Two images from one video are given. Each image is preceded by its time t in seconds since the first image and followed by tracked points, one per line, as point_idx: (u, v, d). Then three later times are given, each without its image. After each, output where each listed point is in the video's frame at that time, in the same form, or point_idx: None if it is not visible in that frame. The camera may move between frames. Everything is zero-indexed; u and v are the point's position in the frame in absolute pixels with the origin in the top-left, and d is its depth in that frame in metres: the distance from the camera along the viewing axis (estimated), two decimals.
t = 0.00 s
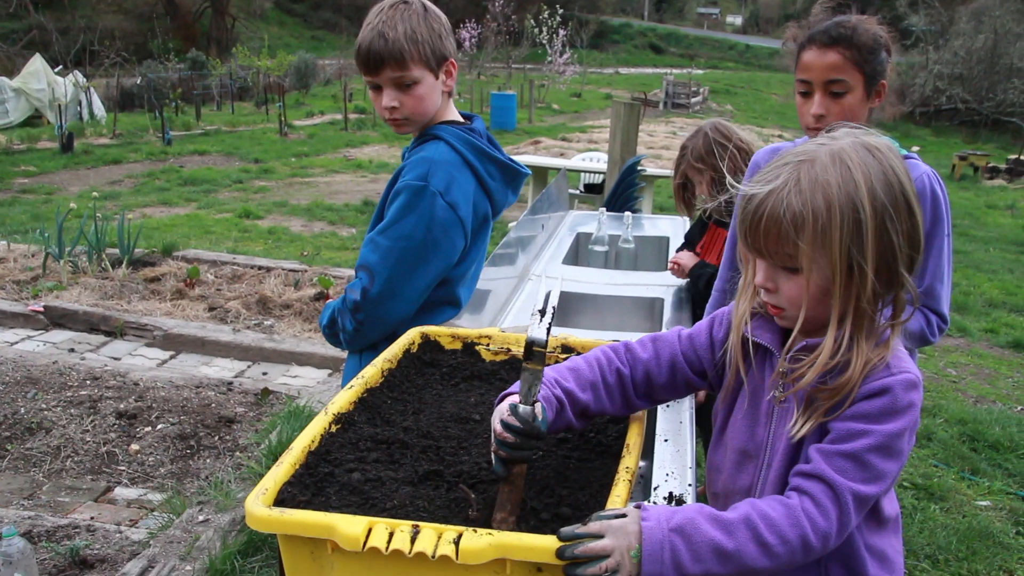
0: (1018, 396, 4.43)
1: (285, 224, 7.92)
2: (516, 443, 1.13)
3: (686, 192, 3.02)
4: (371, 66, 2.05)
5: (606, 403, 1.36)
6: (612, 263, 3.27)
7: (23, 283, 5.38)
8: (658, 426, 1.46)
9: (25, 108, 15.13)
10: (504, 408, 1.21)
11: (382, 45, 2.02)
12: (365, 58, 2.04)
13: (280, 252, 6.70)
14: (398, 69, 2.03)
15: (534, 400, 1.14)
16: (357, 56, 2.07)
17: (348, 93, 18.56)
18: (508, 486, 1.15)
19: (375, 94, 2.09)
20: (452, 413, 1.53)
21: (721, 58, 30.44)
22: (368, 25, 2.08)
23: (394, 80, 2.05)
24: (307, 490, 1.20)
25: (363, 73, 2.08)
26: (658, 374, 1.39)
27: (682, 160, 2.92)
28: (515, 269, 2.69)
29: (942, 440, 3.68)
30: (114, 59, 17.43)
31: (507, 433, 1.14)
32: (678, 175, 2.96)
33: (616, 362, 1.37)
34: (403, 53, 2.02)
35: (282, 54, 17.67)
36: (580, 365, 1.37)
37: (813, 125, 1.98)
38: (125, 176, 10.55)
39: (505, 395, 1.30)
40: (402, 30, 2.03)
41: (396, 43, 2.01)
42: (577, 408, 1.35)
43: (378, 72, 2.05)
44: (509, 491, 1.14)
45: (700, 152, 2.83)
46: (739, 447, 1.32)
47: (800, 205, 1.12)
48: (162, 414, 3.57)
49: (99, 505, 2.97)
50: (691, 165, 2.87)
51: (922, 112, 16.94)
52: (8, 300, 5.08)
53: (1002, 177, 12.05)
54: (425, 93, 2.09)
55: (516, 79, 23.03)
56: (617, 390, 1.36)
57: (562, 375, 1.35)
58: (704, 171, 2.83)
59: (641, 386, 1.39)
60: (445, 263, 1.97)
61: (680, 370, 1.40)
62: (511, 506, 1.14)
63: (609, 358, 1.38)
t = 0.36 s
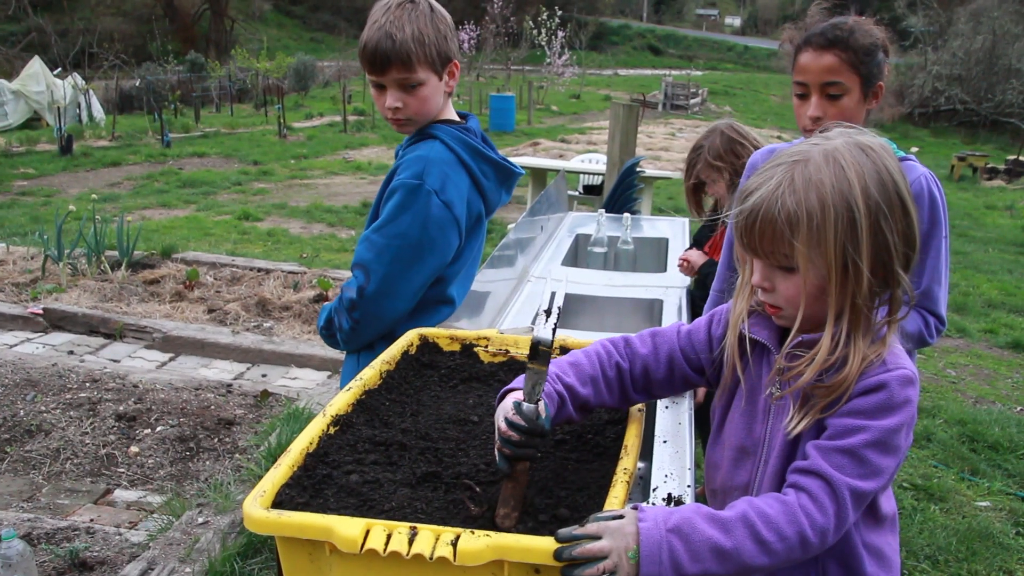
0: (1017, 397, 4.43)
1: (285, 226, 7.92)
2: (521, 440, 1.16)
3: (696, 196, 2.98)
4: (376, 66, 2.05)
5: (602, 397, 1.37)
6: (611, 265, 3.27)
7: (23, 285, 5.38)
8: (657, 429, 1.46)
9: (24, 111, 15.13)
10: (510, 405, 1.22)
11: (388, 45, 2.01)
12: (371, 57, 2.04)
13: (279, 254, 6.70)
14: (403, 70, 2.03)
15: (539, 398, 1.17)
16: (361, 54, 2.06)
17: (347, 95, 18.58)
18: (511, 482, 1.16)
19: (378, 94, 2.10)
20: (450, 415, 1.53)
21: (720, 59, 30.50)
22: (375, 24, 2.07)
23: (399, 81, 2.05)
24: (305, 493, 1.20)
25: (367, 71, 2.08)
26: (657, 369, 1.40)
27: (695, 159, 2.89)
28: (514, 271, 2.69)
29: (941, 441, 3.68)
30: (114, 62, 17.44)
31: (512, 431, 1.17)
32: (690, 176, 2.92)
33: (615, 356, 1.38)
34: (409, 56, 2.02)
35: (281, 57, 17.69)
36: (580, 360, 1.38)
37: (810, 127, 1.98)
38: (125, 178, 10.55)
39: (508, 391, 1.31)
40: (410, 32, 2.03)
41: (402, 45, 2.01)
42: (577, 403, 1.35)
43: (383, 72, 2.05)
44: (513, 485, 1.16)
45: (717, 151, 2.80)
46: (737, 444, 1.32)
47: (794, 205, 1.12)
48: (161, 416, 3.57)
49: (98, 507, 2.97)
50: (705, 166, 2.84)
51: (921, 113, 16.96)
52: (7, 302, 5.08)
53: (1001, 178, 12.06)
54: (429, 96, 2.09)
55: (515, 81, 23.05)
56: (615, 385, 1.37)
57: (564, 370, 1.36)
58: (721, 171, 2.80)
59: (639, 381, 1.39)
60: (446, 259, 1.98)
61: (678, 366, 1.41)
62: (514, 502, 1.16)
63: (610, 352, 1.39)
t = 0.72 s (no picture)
0: (1016, 390, 4.43)
1: (283, 223, 7.91)
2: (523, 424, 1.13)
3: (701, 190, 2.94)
4: (368, 64, 2.04)
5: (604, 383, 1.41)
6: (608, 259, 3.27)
7: (21, 284, 5.37)
8: (654, 423, 1.45)
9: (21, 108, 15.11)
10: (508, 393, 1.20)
11: (381, 42, 2.00)
12: (362, 56, 2.03)
13: (278, 251, 6.70)
14: (395, 67, 2.03)
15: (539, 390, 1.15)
16: (353, 52, 2.05)
17: (345, 92, 18.55)
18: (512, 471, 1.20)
19: (370, 91, 2.10)
20: (448, 410, 1.53)
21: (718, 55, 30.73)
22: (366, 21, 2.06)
23: (391, 78, 2.05)
24: (303, 489, 1.20)
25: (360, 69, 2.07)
26: (655, 359, 1.42)
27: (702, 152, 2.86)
28: (512, 266, 2.67)
29: (940, 434, 3.68)
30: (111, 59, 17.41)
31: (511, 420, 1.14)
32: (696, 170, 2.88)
33: (614, 345, 1.40)
34: (402, 53, 2.01)
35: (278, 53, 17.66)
36: (580, 348, 1.41)
37: (808, 121, 1.97)
38: (123, 175, 10.54)
39: (508, 380, 1.33)
40: (402, 29, 2.02)
41: (395, 42, 2.01)
42: (577, 391, 1.38)
43: (376, 69, 2.04)
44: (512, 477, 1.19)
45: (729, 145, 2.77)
46: (736, 435, 1.32)
47: (791, 197, 1.13)
48: (159, 413, 3.57)
49: (97, 504, 2.97)
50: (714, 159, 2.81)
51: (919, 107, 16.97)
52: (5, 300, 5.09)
53: (1000, 172, 12.07)
54: (422, 93, 2.09)
55: (513, 76, 23.02)
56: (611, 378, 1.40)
57: (565, 361, 1.38)
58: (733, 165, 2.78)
59: (638, 370, 1.42)
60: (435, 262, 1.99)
61: (677, 357, 1.43)
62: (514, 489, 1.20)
63: (610, 341, 1.41)
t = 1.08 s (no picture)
0: (1010, 403, 4.45)
1: (277, 235, 7.90)
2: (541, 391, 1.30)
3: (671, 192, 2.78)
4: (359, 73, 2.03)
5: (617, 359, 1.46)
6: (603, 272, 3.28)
7: (14, 295, 5.35)
8: (650, 438, 1.44)
9: (15, 119, 15.08)
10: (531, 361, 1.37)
11: (367, 50, 2.00)
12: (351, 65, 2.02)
13: (272, 262, 6.69)
14: (387, 71, 2.03)
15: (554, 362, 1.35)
16: (339, 60, 2.04)
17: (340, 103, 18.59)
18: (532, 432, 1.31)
19: (366, 92, 2.09)
20: (445, 427, 1.53)
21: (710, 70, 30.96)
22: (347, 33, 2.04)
23: (386, 79, 2.04)
24: (299, 506, 1.20)
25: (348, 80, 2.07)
26: (668, 348, 1.45)
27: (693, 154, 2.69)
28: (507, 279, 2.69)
29: (935, 448, 3.69)
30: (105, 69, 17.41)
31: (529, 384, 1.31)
32: (688, 172, 2.68)
33: (634, 324, 1.46)
34: (392, 55, 2.01)
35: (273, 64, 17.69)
36: (601, 324, 1.47)
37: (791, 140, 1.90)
38: (116, 186, 10.51)
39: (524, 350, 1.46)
40: (385, 33, 2.02)
41: (382, 46, 2.01)
42: (590, 365, 1.44)
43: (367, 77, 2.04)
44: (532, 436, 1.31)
45: (724, 142, 2.66)
46: (733, 433, 1.32)
47: (788, 196, 1.14)
48: (153, 426, 3.56)
49: (90, 518, 2.95)
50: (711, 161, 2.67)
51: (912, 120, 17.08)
52: None
53: (992, 185, 12.14)
54: (416, 89, 2.11)
55: (507, 88, 23.10)
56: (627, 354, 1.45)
57: (584, 330, 1.45)
58: (728, 164, 2.68)
59: (653, 354, 1.46)
60: (432, 265, 2.10)
61: (686, 349, 1.45)
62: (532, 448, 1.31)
63: (629, 322, 1.47)
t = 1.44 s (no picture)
0: (1012, 403, 4.45)
1: (278, 235, 7.92)
2: (550, 383, 1.30)
3: (676, 190, 2.67)
4: (351, 87, 2.05)
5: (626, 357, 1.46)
6: (605, 272, 3.28)
7: (15, 295, 5.36)
8: (654, 438, 1.46)
9: (16, 119, 15.11)
10: (540, 356, 1.37)
11: (355, 61, 2.04)
12: (342, 80, 2.05)
13: (273, 262, 6.70)
14: (377, 77, 2.05)
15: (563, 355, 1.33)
16: (329, 73, 2.07)
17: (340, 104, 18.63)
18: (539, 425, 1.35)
19: (358, 99, 2.08)
20: (449, 426, 1.53)
21: (710, 70, 31.03)
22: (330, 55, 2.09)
23: (375, 80, 2.05)
24: (304, 506, 1.20)
25: (342, 99, 2.09)
26: (676, 344, 1.45)
27: (701, 152, 2.58)
28: (510, 280, 2.69)
29: (937, 447, 3.68)
30: (106, 69, 17.46)
31: (537, 381, 1.31)
32: (694, 171, 2.57)
33: (642, 323, 1.45)
34: (379, 61, 2.05)
35: (274, 65, 17.71)
36: (608, 322, 1.47)
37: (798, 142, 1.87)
38: (117, 186, 10.54)
39: (536, 344, 1.47)
40: (368, 41, 2.06)
41: (367, 54, 2.05)
42: (602, 360, 1.45)
43: (360, 89, 2.05)
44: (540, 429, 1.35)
45: (733, 141, 2.58)
46: (739, 430, 1.32)
47: (792, 195, 1.14)
48: (156, 426, 3.56)
49: (93, 518, 2.95)
50: (720, 160, 2.56)
51: (912, 119, 17.09)
52: None
53: (993, 184, 12.15)
54: (411, 88, 2.12)
55: (507, 88, 23.14)
56: (634, 350, 1.45)
57: (593, 330, 1.46)
58: (736, 164, 2.58)
59: (660, 350, 1.46)
60: (430, 264, 2.11)
61: (693, 347, 1.45)
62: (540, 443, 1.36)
63: (637, 321, 1.46)
